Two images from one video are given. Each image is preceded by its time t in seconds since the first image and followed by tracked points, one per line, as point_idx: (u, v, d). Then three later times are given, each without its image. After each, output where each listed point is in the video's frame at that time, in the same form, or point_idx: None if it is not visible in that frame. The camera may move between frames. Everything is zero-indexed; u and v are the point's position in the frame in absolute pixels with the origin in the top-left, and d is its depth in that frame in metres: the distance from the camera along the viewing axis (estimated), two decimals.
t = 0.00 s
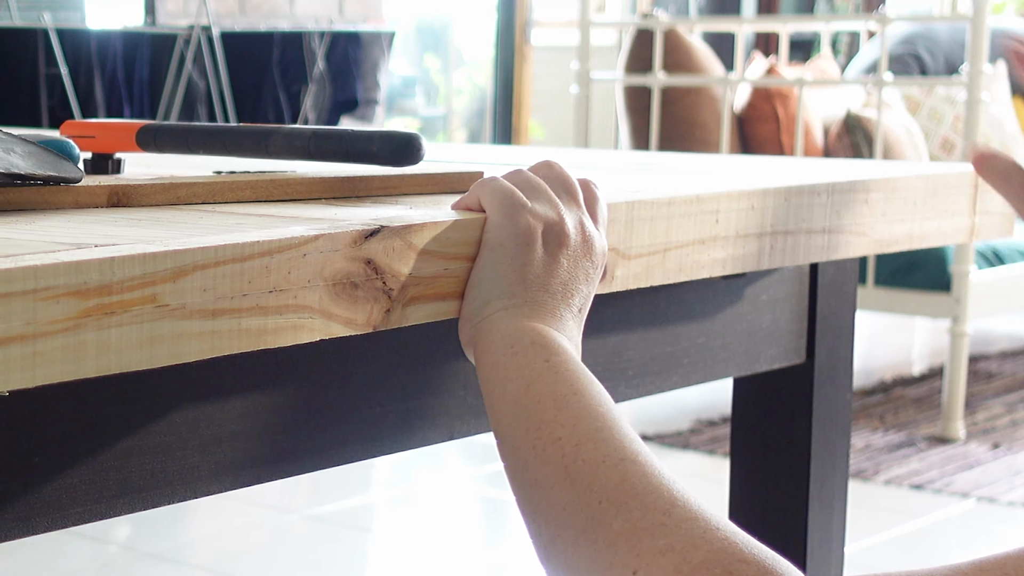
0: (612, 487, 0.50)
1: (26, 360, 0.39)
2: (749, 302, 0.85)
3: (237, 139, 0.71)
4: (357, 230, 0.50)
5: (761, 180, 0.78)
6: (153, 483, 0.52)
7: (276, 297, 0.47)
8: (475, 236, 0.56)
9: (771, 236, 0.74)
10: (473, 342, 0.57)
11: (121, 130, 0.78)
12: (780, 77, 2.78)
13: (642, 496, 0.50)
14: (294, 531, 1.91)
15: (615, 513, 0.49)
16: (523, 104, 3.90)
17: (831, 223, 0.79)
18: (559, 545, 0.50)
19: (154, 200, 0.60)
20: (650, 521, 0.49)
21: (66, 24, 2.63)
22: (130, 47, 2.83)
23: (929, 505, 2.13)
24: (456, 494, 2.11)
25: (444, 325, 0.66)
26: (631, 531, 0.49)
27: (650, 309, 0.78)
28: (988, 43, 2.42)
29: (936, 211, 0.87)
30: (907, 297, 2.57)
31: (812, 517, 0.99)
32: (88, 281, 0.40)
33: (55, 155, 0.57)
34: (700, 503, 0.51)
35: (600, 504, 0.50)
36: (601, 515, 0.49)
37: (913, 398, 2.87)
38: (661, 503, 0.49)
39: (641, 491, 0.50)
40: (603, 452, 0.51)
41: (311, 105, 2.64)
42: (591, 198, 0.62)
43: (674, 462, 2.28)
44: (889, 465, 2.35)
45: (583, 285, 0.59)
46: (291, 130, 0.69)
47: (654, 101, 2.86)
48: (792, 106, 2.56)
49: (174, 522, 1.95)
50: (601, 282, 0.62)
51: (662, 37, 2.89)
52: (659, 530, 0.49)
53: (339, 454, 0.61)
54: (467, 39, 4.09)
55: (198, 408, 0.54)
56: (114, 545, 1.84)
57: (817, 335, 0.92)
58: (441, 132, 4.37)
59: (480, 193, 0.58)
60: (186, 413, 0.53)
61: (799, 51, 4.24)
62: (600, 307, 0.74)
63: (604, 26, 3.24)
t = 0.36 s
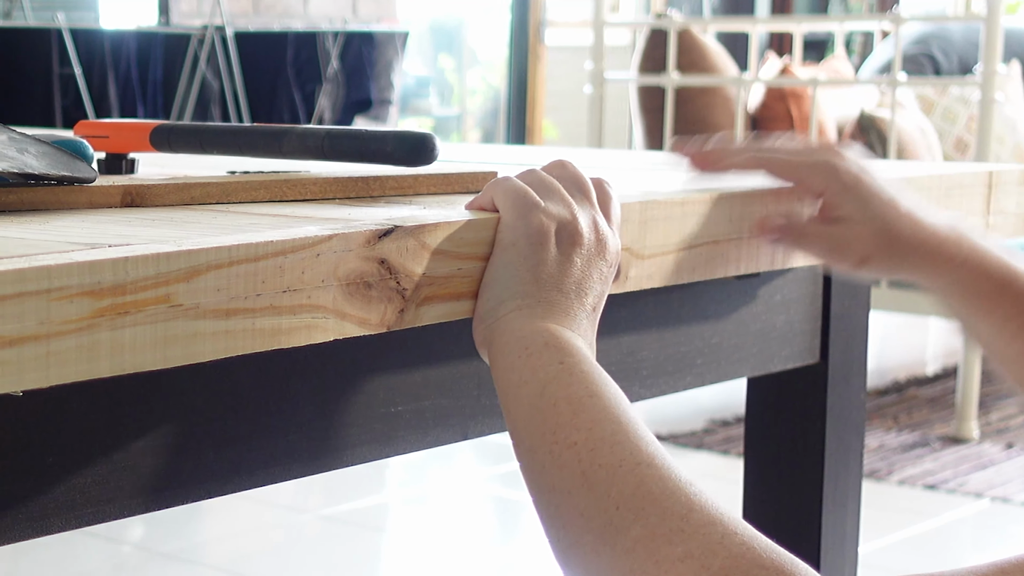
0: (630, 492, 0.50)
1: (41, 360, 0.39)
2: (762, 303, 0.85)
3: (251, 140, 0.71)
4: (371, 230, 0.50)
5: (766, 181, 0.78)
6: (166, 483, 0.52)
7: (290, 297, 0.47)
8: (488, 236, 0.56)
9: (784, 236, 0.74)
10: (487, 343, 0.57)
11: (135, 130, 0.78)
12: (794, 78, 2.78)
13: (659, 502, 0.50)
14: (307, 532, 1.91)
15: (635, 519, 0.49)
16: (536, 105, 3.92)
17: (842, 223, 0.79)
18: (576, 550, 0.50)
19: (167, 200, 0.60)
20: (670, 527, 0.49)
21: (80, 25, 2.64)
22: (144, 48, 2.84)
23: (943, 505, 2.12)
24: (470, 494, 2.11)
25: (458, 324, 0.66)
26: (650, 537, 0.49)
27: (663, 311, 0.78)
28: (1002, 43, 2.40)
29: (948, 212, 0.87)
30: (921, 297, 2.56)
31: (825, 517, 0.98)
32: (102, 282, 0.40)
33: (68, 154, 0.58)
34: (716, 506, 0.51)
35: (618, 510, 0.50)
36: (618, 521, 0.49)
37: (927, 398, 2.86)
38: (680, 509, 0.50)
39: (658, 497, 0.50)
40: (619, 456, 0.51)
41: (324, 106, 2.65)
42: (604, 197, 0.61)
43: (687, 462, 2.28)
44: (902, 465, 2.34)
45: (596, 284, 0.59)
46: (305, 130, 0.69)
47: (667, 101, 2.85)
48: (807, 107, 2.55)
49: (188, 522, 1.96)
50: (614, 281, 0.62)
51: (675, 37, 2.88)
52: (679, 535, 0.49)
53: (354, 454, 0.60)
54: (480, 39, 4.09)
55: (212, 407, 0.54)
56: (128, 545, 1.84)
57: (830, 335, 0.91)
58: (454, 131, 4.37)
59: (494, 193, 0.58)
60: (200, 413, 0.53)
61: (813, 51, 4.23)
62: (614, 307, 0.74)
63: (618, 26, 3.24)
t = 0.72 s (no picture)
0: (616, 512, 0.52)
1: (55, 360, 0.39)
2: (776, 302, 0.85)
3: (265, 140, 0.71)
4: (386, 229, 0.50)
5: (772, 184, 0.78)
6: (180, 483, 0.52)
7: (304, 297, 0.47)
8: (504, 236, 0.56)
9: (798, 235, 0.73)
10: (500, 341, 0.57)
11: (149, 130, 0.78)
12: (808, 78, 2.77)
13: (641, 523, 0.53)
14: (321, 532, 1.91)
15: (616, 537, 0.52)
16: (550, 105, 3.92)
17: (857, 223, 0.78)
18: (557, 552, 0.53)
19: (181, 200, 0.60)
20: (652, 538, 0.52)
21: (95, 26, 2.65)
22: (158, 48, 2.85)
23: (957, 505, 2.10)
24: (484, 494, 2.11)
25: (472, 324, 0.65)
26: (635, 546, 0.52)
27: (678, 310, 0.77)
28: (1017, 43, 2.39)
29: (962, 211, 0.86)
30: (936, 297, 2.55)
31: (840, 517, 0.98)
32: (116, 282, 0.40)
33: (82, 155, 0.58)
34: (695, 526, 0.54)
35: (603, 527, 0.52)
36: (602, 538, 0.52)
37: (941, 398, 2.85)
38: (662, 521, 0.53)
39: (641, 519, 0.53)
40: (610, 475, 0.53)
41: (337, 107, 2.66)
42: (619, 197, 0.61)
43: (700, 462, 2.27)
44: (917, 465, 2.33)
45: (611, 283, 0.58)
46: (319, 130, 0.69)
47: (681, 100, 2.84)
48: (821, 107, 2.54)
49: (201, 522, 1.96)
50: (629, 282, 0.62)
51: (689, 37, 2.88)
52: (659, 546, 0.52)
53: (367, 454, 0.60)
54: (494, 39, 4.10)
55: (226, 407, 0.53)
56: (142, 545, 1.85)
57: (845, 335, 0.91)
58: (468, 131, 4.38)
59: (510, 193, 0.58)
60: (214, 413, 0.53)
61: (827, 51, 4.22)
62: (628, 307, 0.74)
63: (630, 26, 3.24)
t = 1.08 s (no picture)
0: (575, 508, 0.49)
1: (69, 361, 0.39)
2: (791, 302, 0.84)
3: (279, 140, 0.71)
4: (400, 230, 0.50)
5: (769, 182, 0.79)
6: (193, 483, 0.52)
7: (318, 298, 0.47)
8: (519, 236, 0.56)
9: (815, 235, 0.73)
10: (508, 343, 0.56)
11: (163, 130, 0.78)
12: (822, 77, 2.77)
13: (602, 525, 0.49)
14: (335, 531, 1.91)
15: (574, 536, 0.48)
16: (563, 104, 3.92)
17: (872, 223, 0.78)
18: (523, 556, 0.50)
19: (195, 200, 0.60)
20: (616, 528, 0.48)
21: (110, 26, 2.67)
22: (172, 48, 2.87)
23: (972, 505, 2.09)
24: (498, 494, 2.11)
25: (486, 324, 0.65)
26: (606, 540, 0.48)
27: (692, 311, 0.77)
28: None
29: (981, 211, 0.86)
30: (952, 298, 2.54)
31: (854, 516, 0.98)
32: (131, 282, 0.40)
33: (96, 155, 0.58)
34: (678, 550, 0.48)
35: (563, 525, 0.49)
36: (560, 535, 0.49)
37: (956, 398, 2.84)
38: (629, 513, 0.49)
39: (600, 521, 0.49)
40: (574, 473, 0.50)
41: (350, 107, 2.66)
42: (633, 197, 0.61)
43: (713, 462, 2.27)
44: (932, 465, 2.32)
45: (623, 285, 0.58)
46: (333, 130, 0.69)
47: (695, 100, 2.83)
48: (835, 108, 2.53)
49: (215, 521, 1.96)
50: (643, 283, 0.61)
51: (703, 37, 2.87)
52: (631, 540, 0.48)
53: (382, 454, 0.60)
54: (508, 40, 4.10)
55: (238, 406, 0.53)
56: (156, 545, 1.85)
57: (860, 335, 0.90)
58: (481, 131, 4.38)
59: (524, 193, 0.58)
60: (227, 411, 0.53)
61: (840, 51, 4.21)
62: (643, 307, 0.74)
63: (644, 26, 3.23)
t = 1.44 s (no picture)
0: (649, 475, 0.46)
1: (82, 363, 0.39)
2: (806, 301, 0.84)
3: (293, 140, 0.71)
4: (413, 232, 0.50)
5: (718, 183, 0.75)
6: (206, 484, 0.52)
7: (331, 300, 0.47)
8: (527, 239, 0.56)
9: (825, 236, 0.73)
10: (521, 354, 0.55)
11: (177, 131, 0.78)
12: (836, 77, 2.76)
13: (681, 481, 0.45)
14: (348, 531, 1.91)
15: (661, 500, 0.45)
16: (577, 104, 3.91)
17: (885, 223, 0.77)
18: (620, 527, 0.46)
19: (209, 201, 0.60)
20: (695, 498, 0.44)
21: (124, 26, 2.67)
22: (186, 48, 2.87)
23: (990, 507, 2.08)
24: (511, 494, 2.11)
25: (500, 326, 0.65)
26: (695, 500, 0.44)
27: (706, 311, 0.77)
28: None
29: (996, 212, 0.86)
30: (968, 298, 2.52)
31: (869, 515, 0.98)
32: (144, 284, 0.40)
33: (110, 155, 0.58)
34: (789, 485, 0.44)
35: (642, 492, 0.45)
36: (642, 503, 0.45)
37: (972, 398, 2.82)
38: (707, 477, 0.44)
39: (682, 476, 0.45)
40: (636, 434, 0.47)
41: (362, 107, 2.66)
42: (646, 197, 0.60)
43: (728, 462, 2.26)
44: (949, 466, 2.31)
45: (636, 283, 0.57)
46: (346, 130, 0.69)
47: (709, 100, 2.82)
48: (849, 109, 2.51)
49: (228, 522, 1.97)
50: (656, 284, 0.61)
51: (716, 37, 2.86)
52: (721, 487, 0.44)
53: (394, 454, 0.60)
54: (521, 40, 4.09)
55: (252, 407, 0.53)
56: (169, 545, 1.86)
57: (874, 335, 0.90)
58: (495, 131, 4.39)
59: (534, 197, 0.58)
60: (241, 410, 0.53)
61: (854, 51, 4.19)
62: (656, 307, 0.73)
63: (657, 25, 3.23)
